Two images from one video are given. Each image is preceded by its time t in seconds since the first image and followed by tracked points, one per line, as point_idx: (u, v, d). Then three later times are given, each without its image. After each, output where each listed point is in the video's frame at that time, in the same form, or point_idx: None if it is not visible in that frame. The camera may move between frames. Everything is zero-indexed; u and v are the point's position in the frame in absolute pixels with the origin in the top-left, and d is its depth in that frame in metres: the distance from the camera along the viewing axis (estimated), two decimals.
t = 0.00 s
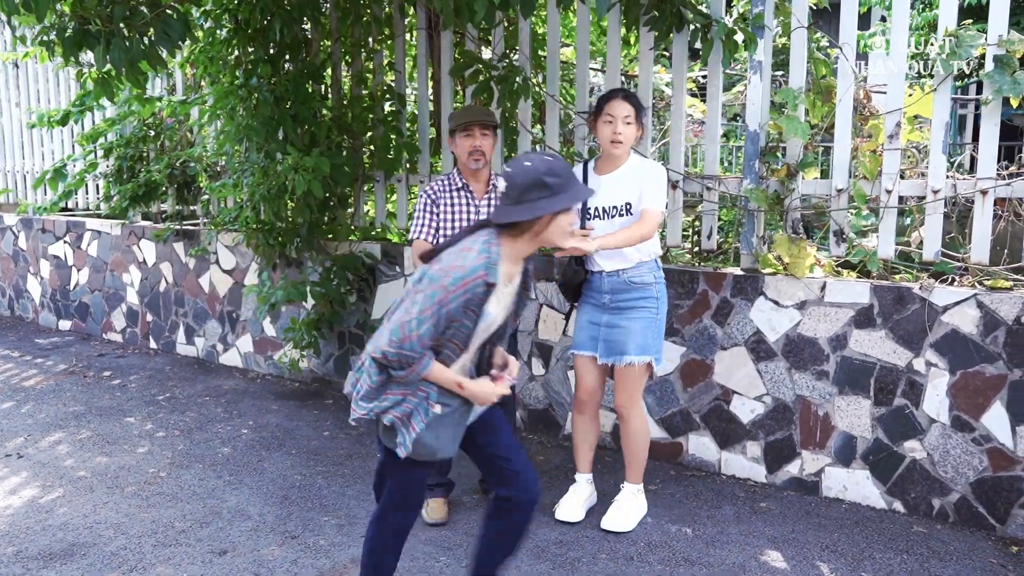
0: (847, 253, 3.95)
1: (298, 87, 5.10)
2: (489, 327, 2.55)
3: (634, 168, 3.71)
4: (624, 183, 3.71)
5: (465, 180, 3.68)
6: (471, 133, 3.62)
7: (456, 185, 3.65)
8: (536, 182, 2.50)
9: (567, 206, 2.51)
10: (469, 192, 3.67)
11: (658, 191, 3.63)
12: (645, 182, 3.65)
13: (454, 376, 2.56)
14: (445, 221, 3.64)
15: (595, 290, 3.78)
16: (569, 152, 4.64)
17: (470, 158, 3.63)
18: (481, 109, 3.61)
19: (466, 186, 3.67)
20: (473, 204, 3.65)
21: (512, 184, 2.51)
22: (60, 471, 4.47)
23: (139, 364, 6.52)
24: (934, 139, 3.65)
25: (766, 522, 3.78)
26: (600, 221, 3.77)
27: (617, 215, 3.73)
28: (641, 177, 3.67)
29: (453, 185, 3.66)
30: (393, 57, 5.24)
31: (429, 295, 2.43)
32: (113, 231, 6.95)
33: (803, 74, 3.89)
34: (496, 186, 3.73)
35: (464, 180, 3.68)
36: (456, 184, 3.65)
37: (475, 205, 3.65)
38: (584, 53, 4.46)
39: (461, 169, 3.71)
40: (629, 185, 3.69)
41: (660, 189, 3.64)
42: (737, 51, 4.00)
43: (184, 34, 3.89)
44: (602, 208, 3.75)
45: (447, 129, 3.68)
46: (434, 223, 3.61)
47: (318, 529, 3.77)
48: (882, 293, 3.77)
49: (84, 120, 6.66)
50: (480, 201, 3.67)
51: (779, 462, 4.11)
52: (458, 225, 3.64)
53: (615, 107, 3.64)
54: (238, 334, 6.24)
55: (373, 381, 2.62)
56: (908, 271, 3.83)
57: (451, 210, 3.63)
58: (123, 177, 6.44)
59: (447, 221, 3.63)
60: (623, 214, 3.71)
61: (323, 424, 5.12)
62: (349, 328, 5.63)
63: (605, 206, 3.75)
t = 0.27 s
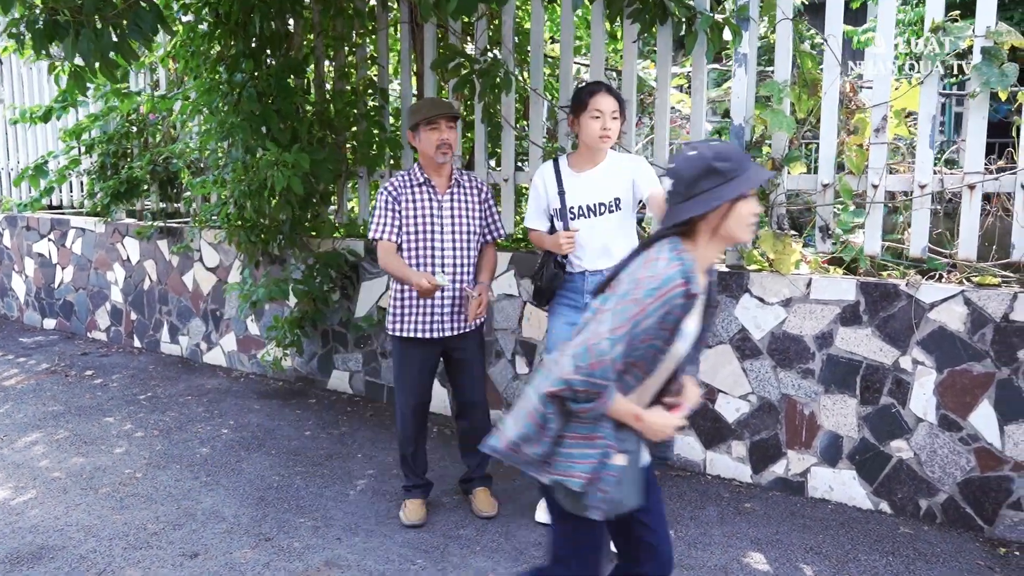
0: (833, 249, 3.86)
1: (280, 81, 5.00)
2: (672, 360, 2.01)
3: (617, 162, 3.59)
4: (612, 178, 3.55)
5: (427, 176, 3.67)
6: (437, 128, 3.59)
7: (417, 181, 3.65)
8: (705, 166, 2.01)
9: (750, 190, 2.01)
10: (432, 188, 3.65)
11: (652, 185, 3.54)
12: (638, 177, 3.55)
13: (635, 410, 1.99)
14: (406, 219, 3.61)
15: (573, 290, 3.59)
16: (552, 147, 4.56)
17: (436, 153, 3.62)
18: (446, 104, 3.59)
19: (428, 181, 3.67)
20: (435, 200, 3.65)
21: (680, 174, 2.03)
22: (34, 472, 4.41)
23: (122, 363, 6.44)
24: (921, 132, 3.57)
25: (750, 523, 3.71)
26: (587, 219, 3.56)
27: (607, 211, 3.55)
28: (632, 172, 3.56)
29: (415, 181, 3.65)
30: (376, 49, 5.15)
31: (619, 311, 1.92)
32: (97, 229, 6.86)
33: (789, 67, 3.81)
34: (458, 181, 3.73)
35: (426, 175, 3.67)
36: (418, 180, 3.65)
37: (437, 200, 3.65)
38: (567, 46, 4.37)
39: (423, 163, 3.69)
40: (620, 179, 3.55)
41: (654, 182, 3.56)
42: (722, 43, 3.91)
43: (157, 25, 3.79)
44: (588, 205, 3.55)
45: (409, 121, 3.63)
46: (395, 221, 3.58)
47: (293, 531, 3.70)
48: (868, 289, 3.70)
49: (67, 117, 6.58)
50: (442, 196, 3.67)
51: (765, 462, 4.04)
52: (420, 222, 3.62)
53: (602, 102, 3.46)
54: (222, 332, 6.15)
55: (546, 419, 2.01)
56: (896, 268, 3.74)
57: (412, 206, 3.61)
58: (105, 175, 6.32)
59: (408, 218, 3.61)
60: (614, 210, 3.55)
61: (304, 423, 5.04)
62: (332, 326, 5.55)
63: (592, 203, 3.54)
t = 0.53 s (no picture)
0: (815, 245, 3.77)
1: (255, 74, 4.91)
2: (1013, 342, 1.64)
3: (626, 161, 3.34)
4: (623, 179, 3.30)
5: (390, 168, 3.67)
6: (402, 118, 3.59)
7: (379, 174, 3.64)
8: None
9: None
10: (396, 181, 3.65)
11: (667, 186, 3.33)
12: (651, 178, 3.34)
13: (970, 406, 1.67)
14: (367, 214, 3.61)
15: (578, 302, 3.32)
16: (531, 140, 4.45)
17: (402, 145, 3.60)
18: (412, 96, 3.59)
19: (391, 174, 3.66)
20: (397, 193, 3.64)
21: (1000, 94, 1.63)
22: None
23: (99, 362, 6.34)
24: (904, 125, 3.47)
25: (730, 526, 3.61)
26: (599, 223, 3.29)
27: (619, 214, 3.29)
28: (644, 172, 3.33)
29: (377, 175, 3.64)
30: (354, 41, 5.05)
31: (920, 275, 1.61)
32: (75, 226, 6.75)
33: (769, 57, 3.69)
34: (421, 174, 3.73)
35: (390, 168, 3.67)
36: (379, 173, 3.64)
37: (399, 194, 3.64)
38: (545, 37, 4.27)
39: (387, 156, 3.67)
40: (635, 181, 3.31)
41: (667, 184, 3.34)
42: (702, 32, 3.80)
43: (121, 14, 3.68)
44: (601, 207, 3.29)
45: (371, 114, 3.61)
46: (355, 216, 3.58)
47: (260, 535, 3.60)
48: (851, 286, 3.60)
49: (43, 112, 6.47)
50: (405, 189, 3.66)
51: (747, 463, 3.94)
52: (381, 217, 3.62)
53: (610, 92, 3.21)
54: (200, 331, 6.04)
55: (853, 423, 1.74)
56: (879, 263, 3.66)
57: (373, 201, 3.61)
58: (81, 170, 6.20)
59: (369, 213, 3.61)
60: (628, 214, 3.30)
61: (280, 423, 4.94)
62: (311, 324, 5.44)
63: (605, 205, 3.28)
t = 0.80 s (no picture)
0: (809, 246, 3.68)
1: (240, 73, 4.79)
2: None
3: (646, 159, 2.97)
4: (641, 179, 2.93)
5: (376, 168, 3.57)
6: (387, 118, 3.49)
7: (366, 174, 3.55)
8: None
9: None
10: (383, 181, 3.56)
11: (686, 192, 2.99)
12: (672, 180, 2.98)
13: None
14: (354, 214, 3.51)
15: (591, 306, 2.97)
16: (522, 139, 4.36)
17: (388, 145, 3.50)
18: (398, 95, 3.48)
19: (378, 174, 3.56)
20: (384, 194, 3.55)
21: None
22: None
23: (90, 363, 6.28)
24: (898, 123, 3.39)
25: (721, 534, 3.53)
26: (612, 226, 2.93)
27: (637, 217, 2.92)
28: (665, 172, 2.96)
29: (364, 174, 3.55)
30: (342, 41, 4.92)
31: None
32: (67, 226, 6.69)
33: (761, 55, 3.62)
34: (409, 174, 3.63)
35: (376, 168, 3.57)
36: (366, 173, 3.55)
37: (386, 194, 3.55)
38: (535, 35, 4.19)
39: (373, 156, 3.57)
40: (654, 182, 2.95)
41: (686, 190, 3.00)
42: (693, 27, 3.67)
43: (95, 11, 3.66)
44: (615, 208, 2.92)
45: (355, 114, 3.51)
46: (341, 216, 3.48)
47: (239, 542, 3.54)
48: (845, 289, 3.51)
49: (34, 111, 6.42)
50: (392, 190, 3.57)
51: (739, 469, 3.85)
52: (368, 217, 3.52)
53: (628, 79, 2.85)
54: (191, 332, 5.97)
55: None
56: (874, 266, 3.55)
57: (360, 201, 3.51)
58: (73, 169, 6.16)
59: (356, 213, 3.51)
60: (645, 217, 2.94)
61: (267, 426, 4.87)
62: (301, 325, 5.37)
63: (621, 206, 2.91)
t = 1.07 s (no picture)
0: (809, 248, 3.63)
1: (239, 74, 4.75)
2: None
3: (644, 155, 2.93)
4: (640, 174, 2.90)
5: (370, 171, 3.55)
6: (377, 120, 3.49)
7: (358, 177, 3.52)
8: None
9: None
10: (376, 184, 3.54)
11: (687, 188, 2.95)
12: (672, 175, 2.94)
13: None
14: (347, 218, 3.49)
15: (591, 311, 2.93)
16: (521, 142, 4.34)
17: (379, 147, 3.50)
18: (387, 97, 3.50)
19: (371, 177, 3.54)
20: (377, 196, 3.53)
21: None
22: None
23: (96, 362, 6.32)
24: (897, 125, 3.35)
25: (715, 540, 3.49)
26: (613, 223, 2.89)
27: (638, 212, 2.89)
28: (665, 166, 2.93)
29: (357, 177, 3.53)
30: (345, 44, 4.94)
31: None
32: (75, 226, 6.74)
33: (760, 56, 3.59)
34: (403, 176, 3.61)
35: (370, 171, 3.55)
36: (359, 176, 3.53)
37: (380, 197, 3.53)
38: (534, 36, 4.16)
39: (366, 158, 3.56)
40: (655, 176, 2.92)
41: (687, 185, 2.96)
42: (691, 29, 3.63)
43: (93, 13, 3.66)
44: (615, 203, 2.89)
45: (347, 116, 3.50)
46: (334, 220, 3.45)
47: (232, 543, 3.54)
48: (843, 293, 3.47)
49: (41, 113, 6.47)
50: (385, 192, 3.55)
51: (736, 474, 3.81)
52: (362, 220, 3.50)
53: (616, 72, 2.80)
54: (195, 333, 5.99)
55: None
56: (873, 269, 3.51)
57: (353, 204, 3.49)
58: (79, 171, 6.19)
59: (349, 216, 3.49)
60: (646, 213, 2.90)
61: (267, 427, 4.87)
62: (302, 326, 5.37)
63: (621, 201, 2.88)
